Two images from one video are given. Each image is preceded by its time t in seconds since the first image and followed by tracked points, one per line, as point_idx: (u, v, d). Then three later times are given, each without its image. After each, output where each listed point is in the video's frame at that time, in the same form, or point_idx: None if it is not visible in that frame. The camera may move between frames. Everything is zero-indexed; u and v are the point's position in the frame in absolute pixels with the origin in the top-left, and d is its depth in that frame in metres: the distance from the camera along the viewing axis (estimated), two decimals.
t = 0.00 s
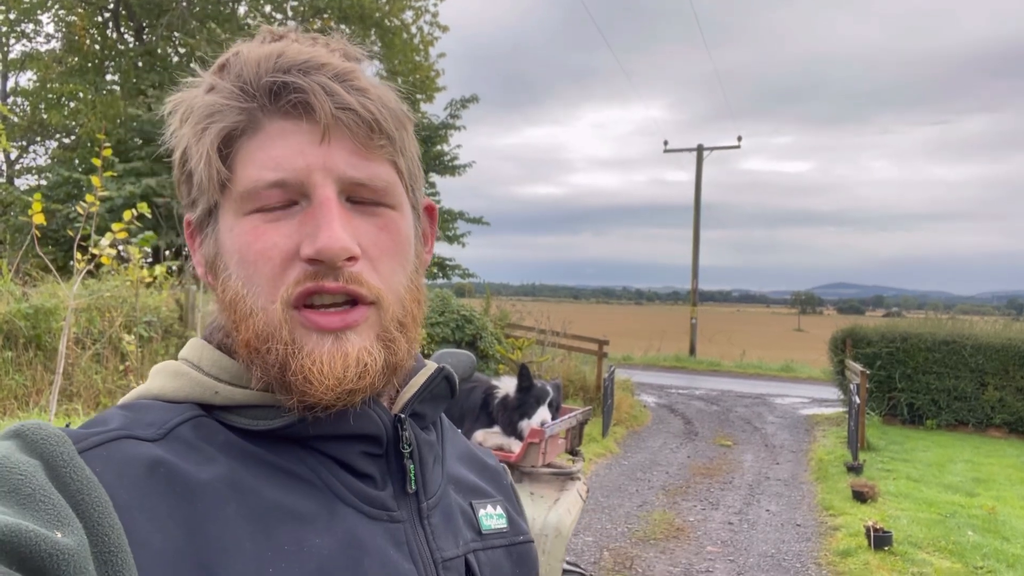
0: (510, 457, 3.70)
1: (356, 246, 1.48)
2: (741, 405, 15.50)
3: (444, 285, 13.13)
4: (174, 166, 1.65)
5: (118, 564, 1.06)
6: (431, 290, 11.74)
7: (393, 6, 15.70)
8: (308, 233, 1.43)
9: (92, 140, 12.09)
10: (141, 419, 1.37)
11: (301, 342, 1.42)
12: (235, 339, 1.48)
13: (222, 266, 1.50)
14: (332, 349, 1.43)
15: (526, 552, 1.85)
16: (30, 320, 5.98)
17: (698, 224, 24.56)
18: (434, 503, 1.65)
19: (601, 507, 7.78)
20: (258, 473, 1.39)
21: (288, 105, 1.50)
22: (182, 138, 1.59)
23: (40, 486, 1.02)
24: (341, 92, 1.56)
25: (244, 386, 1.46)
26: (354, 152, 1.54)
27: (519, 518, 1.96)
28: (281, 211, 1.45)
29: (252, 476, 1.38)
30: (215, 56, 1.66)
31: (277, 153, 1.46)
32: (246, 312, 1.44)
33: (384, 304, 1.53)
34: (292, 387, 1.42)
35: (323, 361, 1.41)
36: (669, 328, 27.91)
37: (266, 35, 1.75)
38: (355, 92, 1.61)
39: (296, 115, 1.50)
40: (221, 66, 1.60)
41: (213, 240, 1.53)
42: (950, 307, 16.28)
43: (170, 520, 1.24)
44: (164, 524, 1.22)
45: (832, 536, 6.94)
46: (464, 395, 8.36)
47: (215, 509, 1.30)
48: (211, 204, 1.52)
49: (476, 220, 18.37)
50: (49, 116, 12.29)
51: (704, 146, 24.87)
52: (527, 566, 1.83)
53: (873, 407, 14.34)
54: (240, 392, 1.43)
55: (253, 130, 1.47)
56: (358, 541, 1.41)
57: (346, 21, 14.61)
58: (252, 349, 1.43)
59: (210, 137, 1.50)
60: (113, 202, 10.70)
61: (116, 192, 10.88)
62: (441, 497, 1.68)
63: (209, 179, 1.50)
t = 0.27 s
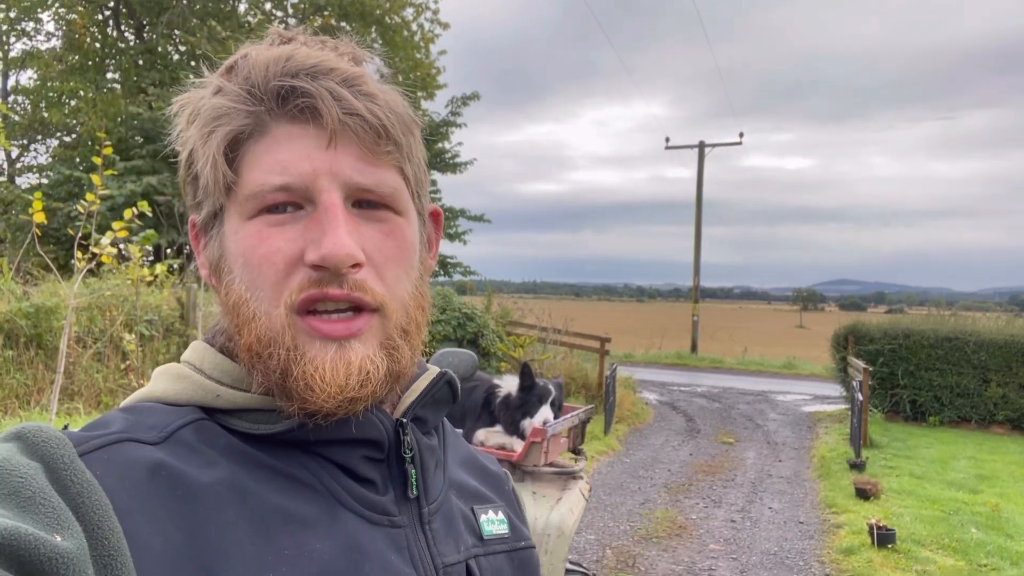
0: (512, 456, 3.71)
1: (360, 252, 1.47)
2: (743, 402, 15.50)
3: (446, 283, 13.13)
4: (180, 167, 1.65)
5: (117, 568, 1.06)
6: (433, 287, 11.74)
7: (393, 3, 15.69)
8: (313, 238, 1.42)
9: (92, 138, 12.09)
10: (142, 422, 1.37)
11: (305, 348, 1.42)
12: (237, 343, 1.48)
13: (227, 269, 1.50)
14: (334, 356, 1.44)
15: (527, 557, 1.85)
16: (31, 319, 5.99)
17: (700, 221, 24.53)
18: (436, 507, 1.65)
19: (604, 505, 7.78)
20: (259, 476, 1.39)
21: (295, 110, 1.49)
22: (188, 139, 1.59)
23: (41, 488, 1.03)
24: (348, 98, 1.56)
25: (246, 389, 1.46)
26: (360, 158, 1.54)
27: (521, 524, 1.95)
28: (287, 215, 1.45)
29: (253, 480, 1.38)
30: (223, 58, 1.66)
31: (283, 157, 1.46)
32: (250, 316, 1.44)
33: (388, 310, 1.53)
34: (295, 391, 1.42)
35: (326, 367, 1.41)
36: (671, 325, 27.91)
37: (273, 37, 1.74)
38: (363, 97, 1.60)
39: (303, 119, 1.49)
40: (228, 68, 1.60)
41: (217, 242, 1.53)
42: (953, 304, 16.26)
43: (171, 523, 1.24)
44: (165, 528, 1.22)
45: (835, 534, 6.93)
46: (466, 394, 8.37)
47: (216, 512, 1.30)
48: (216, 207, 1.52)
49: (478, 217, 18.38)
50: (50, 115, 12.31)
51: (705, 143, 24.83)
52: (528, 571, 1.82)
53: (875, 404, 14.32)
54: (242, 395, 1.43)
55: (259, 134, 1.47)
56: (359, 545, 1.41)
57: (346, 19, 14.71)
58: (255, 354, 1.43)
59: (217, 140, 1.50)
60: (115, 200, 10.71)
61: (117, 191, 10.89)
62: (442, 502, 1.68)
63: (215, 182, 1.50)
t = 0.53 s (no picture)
0: (514, 455, 3.71)
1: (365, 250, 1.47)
2: (744, 399, 15.50)
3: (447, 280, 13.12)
4: (181, 166, 1.64)
5: (117, 566, 1.06)
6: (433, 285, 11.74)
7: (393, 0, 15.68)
8: (317, 237, 1.42)
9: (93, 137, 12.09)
10: (142, 421, 1.37)
11: (308, 347, 1.41)
12: (240, 342, 1.48)
13: (230, 268, 1.49)
14: (338, 356, 1.43)
15: (529, 557, 1.84)
16: (32, 318, 5.99)
17: (701, 218, 24.52)
18: (436, 507, 1.65)
19: (605, 503, 7.79)
20: (259, 475, 1.39)
21: (300, 108, 1.50)
22: (190, 138, 1.59)
23: (40, 487, 1.03)
24: (352, 95, 1.56)
25: (246, 388, 1.46)
26: (364, 156, 1.54)
27: (522, 524, 1.95)
28: (291, 213, 1.45)
29: (253, 478, 1.38)
30: (225, 57, 1.67)
31: (287, 155, 1.47)
32: (253, 315, 1.43)
33: (392, 309, 1.53)
34: (298, 390, 1.42)
35: (330, 366, 1.41)
36: (672, 323, 27.90)
37: (276, 36, 1.75)
38: (367, 96, 1.61)
39: (307, 117, 1.50)
40: (231, 67, 1.61)
41: (220, 241, 1.53)
42: (954, 300, 16.25)
43: (171, 522, 1.24)
44: (165, 527, 1.22)
45: (837, 531, 6.93)
46: (467, 392, 8.38)
47: (216, 511, 1.30)
48: (218, 205, 1.52)
49: (478, 215, 18.37)
50: (50, 114, 12.31)
51: (706, 140, 24.81)
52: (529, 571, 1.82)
53: (877, 400, 14.31)
54: (242, 394, 1.43)
55: (264, 132, 1.48)
56: (359, 545, 1.41)
57: (346, 17, 14.74)
58: (258, 353, 1.43)
59: (220, 138, 1.50)
60: (115, 199, 10.71)
61: (117, 190, 10.89)
62: (442, 501, 1.68)
63: (218, 181, 1.50)
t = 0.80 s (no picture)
0: (513, 454, 3.70)
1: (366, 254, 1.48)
2: (745, 397, 15.49)
3: (447, 279, 13.11)
4: (178, 165, 1.63)
5: (108, 571, 1.06)
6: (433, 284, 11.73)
7: None
8: (319, 241, 1.43)
9: (91, 137, 12.08)
10: (134, 424, 1.37)
11: (308, 350, 1.41)
12: (236, 346, 1.48)
13: (227, 270, 1.49)
14: (339, 360, 1.43)
15: (524, 560, 1.84)
16: (31, 319, 6.00)
17: (701, 216, 24.51)
18: (430, 511, 1.65)
19: (606, 501, 7.79)
20: (252, 479, 1.39)
21: (303, 111, 1.50)
22: (189, 138, 1.58)
23: (32, 492, 1.03)
24: (356, 99, 1.56)
25: (239, 391, 1.46)
26: (366, 161, 1.55)
27: (517, 527, 1.95)
28: (292, 216, 1.45)
29: (246, 482, 1.38)
30: (225, 56, 1.66)
31: (289, 159, 1.47)
32: (251, 318, 1.43)
33: (391, 313, 1.53)
34: (296, 394, 1.42)
35: (329, 371, 1.42)
36: (672, 320, 27.88)
37: (276, 36, 1.75)
38: (369, 99, 1.61)
39: (310, 121, 1.50)
40: (232, 67, 1.60)
41: (217, 242, 1.52)
42: (954, 297, 16.24)
43: (163, 526, 1.24)
44: (157, 531, 1.22)
45: (838, 528, 6.94)
46: (467, 391, 8.38)
47: (208, 515, 1.30)
48: (217, 207, 1.51)
49: (478, 214, 18.36)
50: (49, 114, 12.30)
51: (706, 137, 24.81)
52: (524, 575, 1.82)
53: (878, 397, 14.31)
54: (234, 398, 1.43)
55: (265, 135, 1.47)
56: (353, 549, 1.42)
57: (345, 16, 14.77)
58: (256, 357, 1.43)
59: (221, 139, 1.49)
60: (114, 199, 10.72)
61: (117, 189, 10.90)
62: (436, 505, 1.69)
63: (218, 182, 1.49)
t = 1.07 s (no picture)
0: (512, 452, 3.71)
1: (366, 257, 1.48)
2: (744, 394, 15.50)
3: (446, 278, 13.11)
4: (178, 165, 1.63)
5: (109, 570, 1.06)
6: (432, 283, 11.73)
7: None
8: (318, 243, 1.43)
9: (89, 137, 12.06)
10: (134, 424, 1.37)
11: (306, 351, 1.42)
12: (236, 346, 1.48)
13: (227, 271, 1.49)
14: (339, 360, 1.44)
15: (523, 558, 1.85)
16: (30, 319, 5.99)
17: (700, 214, 24.50)
18: (429, 509, 1.65)
19: (605, 499, 7.79)
20: (252, 478, 1.39)
21: (303, 113, 1.50)
22: (188, 138, 1.58)
23: (32, 491, 1.03)
24: (356, 101, 1.56)
25: (240, 392, 1.46)
26: (366, 163, 1.54)
27: (516, 525, 1.96)
28: (292, 218, 1.45)
29: (246, 481, 1.38)
30: (225, 56, 1.66)
31: (289, 160, 1.46)
32: (251, 319, 1.43)
33: (391, 315, 1.53)
34: (296, 394, 1.42)
35: (329, 371, 1.42)
36: (672, 318, 27.88)
37: (277, 36, 1.74)
38: (370, 101, 1.61)
39: (311, 122, 1.50)
40: (232, 67, 1.60)
41: (216, 243, 1.52)
42: (953, 293, 16.26)
43: (163, 526, 1.23)
44: (157, 531, 1.22)
45: (837, 525, 6.95)
46: (467, 390, 8.38)
47: (209, 515, 1.30)
48: (217, 207, 1.51)
49: (477, 212, 18.35)
50: (47, 114, 12.29)
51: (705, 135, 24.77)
52: (524, 573, 1.83)
53: (877, 394, 14.32)
54: (235, 396, 1.43)
55: (266, 136, 1.47)
56: (353, 547, 1.42)
57: (343, 15, 14.76)
58: (256, 358, 1.43)
59: (221, 140, 1.49)
60: (113, 199, 10.71)
61: (115, 189, 10.89)
62: (436, 503, 1.69)
63: (217, 183, 1.49)
